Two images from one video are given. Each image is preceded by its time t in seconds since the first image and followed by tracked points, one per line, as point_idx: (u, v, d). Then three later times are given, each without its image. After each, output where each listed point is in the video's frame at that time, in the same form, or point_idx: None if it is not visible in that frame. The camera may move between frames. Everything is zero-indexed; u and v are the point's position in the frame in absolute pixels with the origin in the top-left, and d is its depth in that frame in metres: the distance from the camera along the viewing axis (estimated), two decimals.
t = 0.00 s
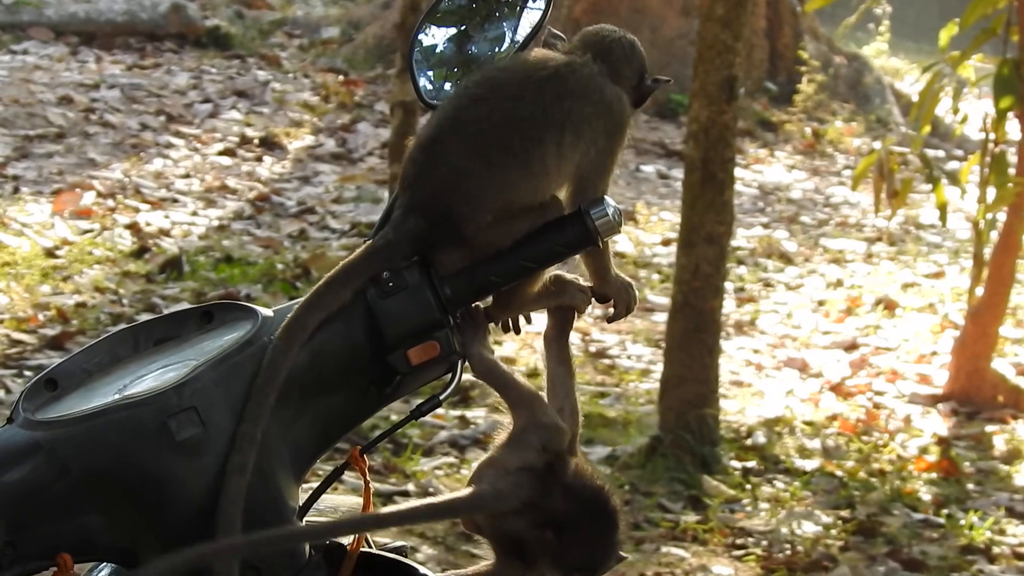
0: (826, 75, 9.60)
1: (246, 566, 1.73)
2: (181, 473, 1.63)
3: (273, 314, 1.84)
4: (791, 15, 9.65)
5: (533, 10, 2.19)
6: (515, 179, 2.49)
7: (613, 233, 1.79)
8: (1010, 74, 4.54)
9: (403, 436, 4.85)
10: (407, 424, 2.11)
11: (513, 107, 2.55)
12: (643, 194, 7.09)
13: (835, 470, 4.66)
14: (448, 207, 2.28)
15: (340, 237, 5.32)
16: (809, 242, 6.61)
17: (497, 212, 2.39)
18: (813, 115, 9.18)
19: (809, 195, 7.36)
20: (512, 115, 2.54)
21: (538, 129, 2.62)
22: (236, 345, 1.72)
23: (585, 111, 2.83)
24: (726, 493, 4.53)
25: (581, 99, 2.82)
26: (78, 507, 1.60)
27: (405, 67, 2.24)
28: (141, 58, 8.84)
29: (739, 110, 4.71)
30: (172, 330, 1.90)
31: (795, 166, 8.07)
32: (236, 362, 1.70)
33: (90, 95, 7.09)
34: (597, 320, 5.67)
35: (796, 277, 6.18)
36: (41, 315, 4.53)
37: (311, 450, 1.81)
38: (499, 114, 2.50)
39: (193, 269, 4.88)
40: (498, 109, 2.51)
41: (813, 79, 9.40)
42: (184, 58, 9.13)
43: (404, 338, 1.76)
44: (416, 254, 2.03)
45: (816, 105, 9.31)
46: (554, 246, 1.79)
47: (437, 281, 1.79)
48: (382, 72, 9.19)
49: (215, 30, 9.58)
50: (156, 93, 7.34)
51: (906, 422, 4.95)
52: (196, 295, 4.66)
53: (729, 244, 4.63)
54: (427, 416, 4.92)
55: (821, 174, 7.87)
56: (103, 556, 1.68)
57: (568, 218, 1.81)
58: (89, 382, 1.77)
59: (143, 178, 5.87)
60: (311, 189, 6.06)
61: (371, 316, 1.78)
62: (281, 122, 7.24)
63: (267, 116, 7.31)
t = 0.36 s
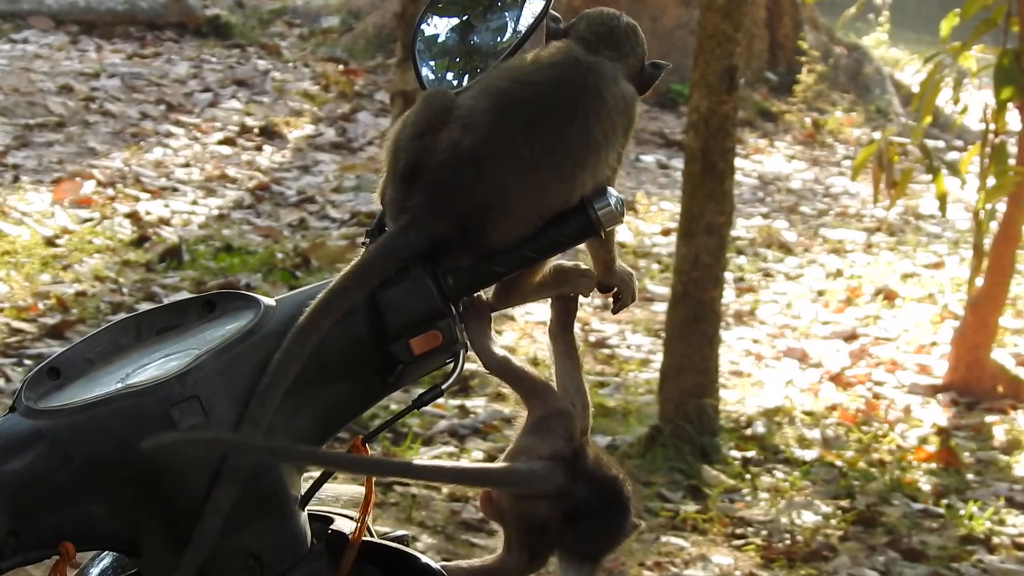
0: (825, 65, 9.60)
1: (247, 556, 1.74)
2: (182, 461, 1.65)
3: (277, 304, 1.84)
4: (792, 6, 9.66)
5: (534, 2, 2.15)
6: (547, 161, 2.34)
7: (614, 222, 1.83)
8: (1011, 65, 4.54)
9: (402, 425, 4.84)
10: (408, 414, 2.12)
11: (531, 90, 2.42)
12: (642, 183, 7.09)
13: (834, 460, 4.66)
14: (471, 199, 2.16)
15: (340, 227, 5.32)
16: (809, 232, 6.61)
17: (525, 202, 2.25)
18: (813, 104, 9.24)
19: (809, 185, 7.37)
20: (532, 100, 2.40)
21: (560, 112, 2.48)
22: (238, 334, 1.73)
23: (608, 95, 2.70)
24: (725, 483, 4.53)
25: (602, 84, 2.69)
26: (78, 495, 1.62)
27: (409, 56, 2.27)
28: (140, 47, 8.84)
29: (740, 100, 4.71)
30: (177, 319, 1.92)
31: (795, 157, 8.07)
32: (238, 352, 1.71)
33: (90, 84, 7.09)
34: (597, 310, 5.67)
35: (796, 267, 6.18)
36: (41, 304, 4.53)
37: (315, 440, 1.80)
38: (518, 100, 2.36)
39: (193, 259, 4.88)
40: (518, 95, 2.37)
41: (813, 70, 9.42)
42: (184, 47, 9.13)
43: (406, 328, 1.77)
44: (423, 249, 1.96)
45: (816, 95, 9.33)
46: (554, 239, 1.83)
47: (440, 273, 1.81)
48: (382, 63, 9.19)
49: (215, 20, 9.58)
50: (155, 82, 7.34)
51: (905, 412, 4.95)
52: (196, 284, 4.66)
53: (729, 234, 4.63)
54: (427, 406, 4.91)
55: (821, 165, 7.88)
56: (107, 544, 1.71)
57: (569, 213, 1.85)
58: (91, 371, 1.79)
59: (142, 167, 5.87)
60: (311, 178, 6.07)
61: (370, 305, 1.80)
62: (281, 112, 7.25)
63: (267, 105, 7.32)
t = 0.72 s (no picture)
0: (826, 50, 9.60)
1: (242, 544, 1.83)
2: (183, 450, 1.77)
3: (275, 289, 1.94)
4: None
5: None
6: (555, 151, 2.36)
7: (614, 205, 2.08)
8: (1011, 49, 4.53)
9: (402, 410, 4.84)
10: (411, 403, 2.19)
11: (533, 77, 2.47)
12: (643, 167, 7.09)
13: (834, 445, 4.66)
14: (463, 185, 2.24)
15: (340, 211, 5.32)
16: (809, 217, 6.61)
17: (521, 198, 2.27)
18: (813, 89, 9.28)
19: (809, 169, 7.37)
20: (537, 87, 2.45)
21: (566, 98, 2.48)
22: (237, 320, 1.87)
23: (632, 86, 2.68)
24: (725, 468, 4.53)
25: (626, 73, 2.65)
26: (79, 479, 1.75)
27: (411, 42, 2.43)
28: (140, 30, 8.83)
29: (740, 85, 4.71)
30: (176, 304, 2.01)
31: (795, 141, 8.07)
32: (237, 337, 1.85)
33: (90, 68, 7.08)
34: (597, 294, 5.67)
35: (796, 252, 6.18)
36: (41, 288, 4.53)
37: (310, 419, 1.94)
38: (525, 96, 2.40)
39: (192, 243, 4.87)
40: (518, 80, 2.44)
41: (813, 54, 9.43)
42: (184, 31, 9.11)
43: (407, 312, 1.99)
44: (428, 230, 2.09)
45: (817, 79, 9.34)
46: (559, 224, 2.10)
47: (439, 258, 2.08)
48: (382, 47, 9.18)
49: (215, 3, 9.57)
50: (155, 66, 7.33)
51: (905, 397, 4.95)
52: (195, 268, 4.65)
53: (729, 218, 4.64)
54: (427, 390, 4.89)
55: (821, 149, 7.88)
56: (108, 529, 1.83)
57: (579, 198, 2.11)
58: (92, 354, 1.89)
59: (142, 151, 5.87)
60: (311, 162, 6.06)
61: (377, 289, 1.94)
62: (281, 96, 7.24)
63: (267, 89, 7.31)
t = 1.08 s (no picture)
0: (824, 29, 9.62)
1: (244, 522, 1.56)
2: (183, 426, 1.50)
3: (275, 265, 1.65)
4: None
5: None
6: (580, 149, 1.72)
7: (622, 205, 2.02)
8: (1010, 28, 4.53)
9: (401, 389, 4.83)
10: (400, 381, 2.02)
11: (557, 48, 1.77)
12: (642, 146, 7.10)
13: (833, 424, 4.66)
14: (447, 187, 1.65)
15: (338, 190, 5.32)
16: (808, 196, 6.63)
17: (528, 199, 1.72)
18: (812, 69, 9.28)
19: (808, 147, 7.38)
20: (563, 71, 1.72)
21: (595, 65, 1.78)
22: (236, 295, 1.58)
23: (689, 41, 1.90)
24: (724, 447, 4.53)
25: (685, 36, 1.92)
26: (78, 455, 1.49)
27: None
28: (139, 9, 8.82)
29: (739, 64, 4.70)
30: (172, 283, 1.73)
31: (794, 120, 8.07)
32: (236, 314, 1.56)
33: (88, 47, 7.08)
34: (596, 272, 5.67)
35: (795, 231, 6.18)
36: (39, 267, 4.52)
37: (310, 404, 1.64)
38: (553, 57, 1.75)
39: (191, 222, 4.87)
40: (538, 65, 1.72)
41: (812, 33, 9.46)
42: (183, 10, 9.10)
43: (409, 287, 1.66)
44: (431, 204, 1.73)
45: (816, 59, 9.40)
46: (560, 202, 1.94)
47: (440, 234, 1.69)
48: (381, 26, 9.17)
49: None
50: (154, 45, 7.33)
51: (904, 375, 4.96)
52: (194, 246, 4.65)
53: (728, 197, 4.63)
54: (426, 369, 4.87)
55: (820, 128, 7.89)
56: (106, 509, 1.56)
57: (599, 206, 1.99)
58: (91, 333, 1.63)
59: (141, 129, 5.87)
60: (310, 141, 6.06)
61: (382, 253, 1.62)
62: (280, 74, 7.24)
63: (265, 68, 7.31)
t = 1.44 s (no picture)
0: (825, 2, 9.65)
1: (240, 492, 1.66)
2: (184, 400, 1.59)
3: (273, 239, 1.72)
4: None
5: None
6: (493, 113, 2.43)
7: (611, 157, 1.80)
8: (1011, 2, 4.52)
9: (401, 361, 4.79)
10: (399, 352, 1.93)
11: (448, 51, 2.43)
12: (641, 120, 7.11)
13: (832, 398, 4.66)
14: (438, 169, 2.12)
15: (338, 163, 5.33)
16: (807, 169, 6.64)
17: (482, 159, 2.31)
18: (812, 41, 9.37)
19: (808, 121, 7.39)
20: (455, 86, 2.37)
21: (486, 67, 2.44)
22: (235, 269, 1.66)
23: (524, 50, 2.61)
24: (723, 420, 4.52)
25: (539, 14, 2.67)
26: (77, 429, 1.55)
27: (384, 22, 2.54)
28: None
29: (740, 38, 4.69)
30: (171, 254, 1.78)
31: (794, 94, 8.07)
32: (235, 287, 1.64)
33: (88, 20, 7.09)
34: (595, 245, 5.68)
35: (795, 204, 6.20)
36: (38, 240, 4.52)
37: (308, 377, 1.74)
38: (453, 55, 2.42)
39: (191, 194, 4.87)
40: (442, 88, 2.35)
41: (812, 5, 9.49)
42: None
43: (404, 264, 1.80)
44: (422, 185, 1.91)
45: (816, 33, 9.49)
46: (553, 171, 1.81)
47: (437, 210, 1.88)
48: None
49: None
50: (154, 18, 7.34)
51: (903, 349, 4.96)
52: (194, 219, 4.65)
53: (728, 170, 4.62)
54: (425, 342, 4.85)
55: (820, 102, 7.90)
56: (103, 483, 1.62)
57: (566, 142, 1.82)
58: (89, 304, 1.68)
59: (141, 102, 5.88)
60: (309, 113, 6.07)
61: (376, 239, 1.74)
62: (280, 47, 7.24)
63: (265, 41, 7.31)
